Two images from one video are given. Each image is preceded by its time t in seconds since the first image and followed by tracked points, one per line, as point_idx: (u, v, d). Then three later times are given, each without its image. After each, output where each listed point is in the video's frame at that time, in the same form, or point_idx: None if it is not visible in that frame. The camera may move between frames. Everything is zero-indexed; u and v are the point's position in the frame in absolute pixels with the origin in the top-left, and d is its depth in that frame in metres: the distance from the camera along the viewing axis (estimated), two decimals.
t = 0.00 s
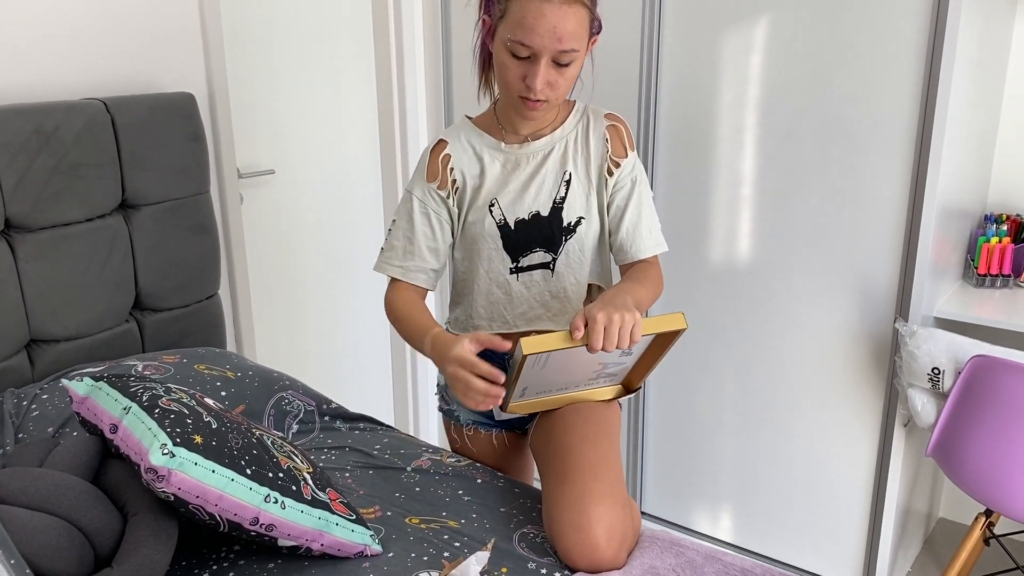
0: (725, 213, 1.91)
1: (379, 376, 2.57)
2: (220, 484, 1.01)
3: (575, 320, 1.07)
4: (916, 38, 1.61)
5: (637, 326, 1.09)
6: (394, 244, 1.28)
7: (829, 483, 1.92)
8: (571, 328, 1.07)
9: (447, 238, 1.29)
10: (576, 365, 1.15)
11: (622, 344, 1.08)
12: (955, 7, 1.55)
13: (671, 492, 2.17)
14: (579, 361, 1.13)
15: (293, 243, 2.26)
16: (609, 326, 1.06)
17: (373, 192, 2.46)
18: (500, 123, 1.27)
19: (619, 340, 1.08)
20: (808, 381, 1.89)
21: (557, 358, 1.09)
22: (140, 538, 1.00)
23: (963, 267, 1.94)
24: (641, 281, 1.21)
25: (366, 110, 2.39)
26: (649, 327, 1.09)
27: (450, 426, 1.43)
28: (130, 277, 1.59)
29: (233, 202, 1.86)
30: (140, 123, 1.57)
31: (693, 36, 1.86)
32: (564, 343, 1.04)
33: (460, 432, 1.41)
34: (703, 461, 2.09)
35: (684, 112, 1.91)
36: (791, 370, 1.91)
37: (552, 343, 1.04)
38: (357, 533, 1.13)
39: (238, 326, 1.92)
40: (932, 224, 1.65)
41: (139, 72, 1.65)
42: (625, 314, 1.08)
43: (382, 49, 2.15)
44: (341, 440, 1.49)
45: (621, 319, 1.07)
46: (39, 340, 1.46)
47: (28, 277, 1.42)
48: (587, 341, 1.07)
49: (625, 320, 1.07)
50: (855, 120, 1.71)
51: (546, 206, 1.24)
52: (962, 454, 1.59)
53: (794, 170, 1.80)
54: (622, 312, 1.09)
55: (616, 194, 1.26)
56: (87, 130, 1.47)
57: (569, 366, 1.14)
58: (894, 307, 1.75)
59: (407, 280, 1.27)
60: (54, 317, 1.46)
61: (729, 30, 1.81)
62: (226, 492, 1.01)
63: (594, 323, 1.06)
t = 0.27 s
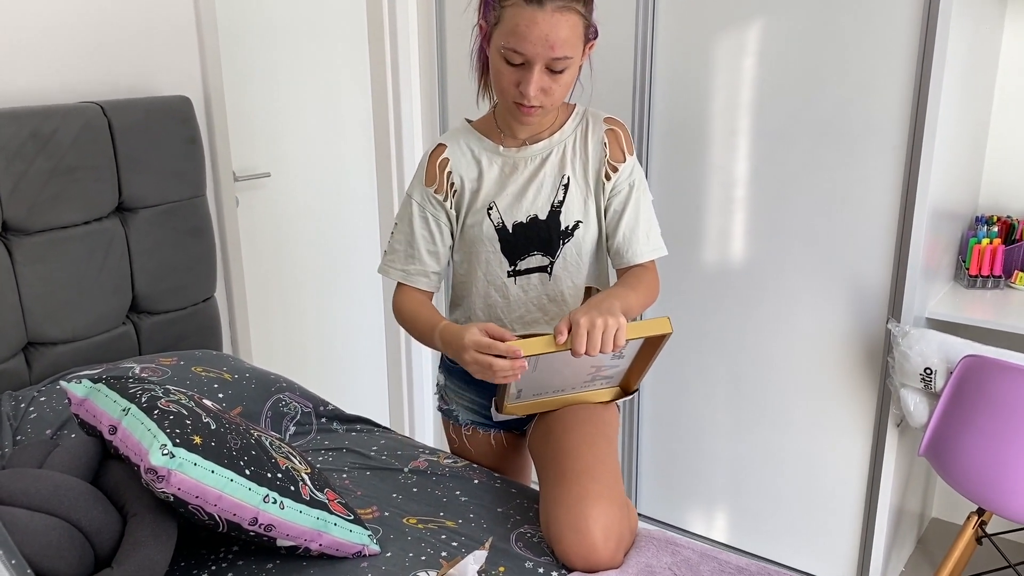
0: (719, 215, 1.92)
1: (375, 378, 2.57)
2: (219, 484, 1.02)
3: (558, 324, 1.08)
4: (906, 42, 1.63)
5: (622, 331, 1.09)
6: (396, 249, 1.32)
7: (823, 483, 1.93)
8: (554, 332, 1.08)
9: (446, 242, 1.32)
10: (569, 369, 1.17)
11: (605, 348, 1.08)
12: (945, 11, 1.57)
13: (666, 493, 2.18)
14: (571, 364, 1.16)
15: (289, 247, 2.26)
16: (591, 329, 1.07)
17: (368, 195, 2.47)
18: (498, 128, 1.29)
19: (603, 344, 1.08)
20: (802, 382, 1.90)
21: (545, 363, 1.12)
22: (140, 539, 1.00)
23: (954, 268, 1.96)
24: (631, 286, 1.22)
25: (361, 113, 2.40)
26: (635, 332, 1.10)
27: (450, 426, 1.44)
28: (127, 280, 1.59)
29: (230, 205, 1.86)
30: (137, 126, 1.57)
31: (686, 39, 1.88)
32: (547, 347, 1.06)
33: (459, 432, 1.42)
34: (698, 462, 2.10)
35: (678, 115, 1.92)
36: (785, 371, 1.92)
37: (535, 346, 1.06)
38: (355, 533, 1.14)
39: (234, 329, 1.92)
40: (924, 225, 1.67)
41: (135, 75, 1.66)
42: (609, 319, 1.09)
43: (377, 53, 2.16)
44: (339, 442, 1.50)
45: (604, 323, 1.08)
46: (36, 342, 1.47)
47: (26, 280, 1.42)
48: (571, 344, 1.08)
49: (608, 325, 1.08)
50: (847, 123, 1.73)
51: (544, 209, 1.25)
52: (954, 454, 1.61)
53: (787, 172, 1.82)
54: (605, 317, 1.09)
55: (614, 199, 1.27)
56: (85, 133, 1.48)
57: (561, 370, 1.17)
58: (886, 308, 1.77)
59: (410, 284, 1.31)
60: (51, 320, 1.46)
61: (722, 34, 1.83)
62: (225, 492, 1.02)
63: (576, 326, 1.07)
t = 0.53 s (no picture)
0: (713, 217, 1.94)
1: (371, 381, 2.58)
2: (221, 484, 1.03)
3: (561, 312, 1.10)
4: (898, 46, 1.65)
5: (624, 320, 1.11)
6: (403, 248, 1.34)
7: (817, 483, 1.95)
8: (558, 320, 1.10)
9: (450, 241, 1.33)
10: (571, 362, 1.20)
11: (608, 337, 1.10)
12: (936, 15, 1.59)
13: (662, 494, 2.19)
14: (572, 357, 1.18)
15: (286, 250, 2.27)
16: (595, 317, 1.09)
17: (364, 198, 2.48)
18: (501, 130, 1.31)
19: (605, 333, 1.10)
20: (796, 382, 1.92)
21: (547, 353, 1.15)
22: (142, 539, 1.01)
23: (946, 269, 1.98)
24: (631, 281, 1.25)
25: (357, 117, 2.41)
26: (637, 322, 1.12)
27: (449, 425, 1.45)
28: (126, 283, 1.60)
29: (227, 209, 1.87)
30: (135, 130, 1.58)
31: (680, 43, 1.89)
32: (552, 334, 1.08)
33: (458, 431, 1.43)
34: (694, 462, 2.11)
35: (672, 118, 1.94)
36: (780, 371, 1.94)
37: (541, 333, 1.08)
38: (355, 533, 1.14)
39: (232, 332, 1.93)
40: (916, 227, 1.69)
41: (133, 79, 1.66)
42: (612, 308, 1.11)
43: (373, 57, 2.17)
44: (338, 443, 1.50)
45: (607, 312, 1.10)
46: (36, 345, 1.47)
47: (25, 282, 1.43)
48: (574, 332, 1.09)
49: (611, 314, 1.10)
50: (839, 126, 1.75)
51: (545, 209, 1.27)
52: (947, 452, 1.62)
53: (781, 175, 1.83)
54: (609, 306, 1.11)
55: (614, 200, 1.29)
56: (83, 137, 1.49)
57: (562, 363, 1.19)
58: (879, 309, 1.78)
59: (417, 283, 1.33)
60: (50, 323, 1.47)
61: (716, 38, 1.85)
62: (227, 492, 1.03)
63: (581, 314, 1.09)
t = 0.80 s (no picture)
0: (707, 220, 1.96)
1: (367, 383, 2.59)
2: (223, 483, 1.04)
3: (564, 298, 1.15)
4: (888, 50, 1.68)
5: (625, 308, 1.15)
6: (404, 245, 1.39)
7: (811, 482, 1.97)
8: (560, 305, 1.14)
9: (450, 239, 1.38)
10: (571, 354, 1.26)
11: (609, 324, 1.15)
12: (925, 19, 1.62)
13: (657, 494, 2.21)
14: (572, 348, 1.24)
15: (283, 252, 2.28)
16: (596, 303, 1.14)
17: (360, 201, 2.49)
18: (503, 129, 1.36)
19: (606, 319, 1.15)
20: (790, 382, 1.94)
21: (548, 341, 1.22)
22: (146, 539, 1.02)
23: (937, 270, 2.00)
24: (632, 275, 1.31)
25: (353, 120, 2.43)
26: (637, 312, 1.16)
27: (449, 423, 1.47)
28: (125, 286, 1.61)
29: (225, 211, 1.88)
30: (134, 133, 1.59)
31: (673, 47, 1.92)
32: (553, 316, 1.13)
33: (458, 428, 1.45)
34: (689, 462, 2.13)
35: (666, 121, 1.96)
36: (773, 371, 1.96)
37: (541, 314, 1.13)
38: (355, 531, 1.16)
39: (229, 334, 1.94)
40: (908, 228, 1.71)
41: (132, 83, 1.67)
42: (613, 296, 1.15)
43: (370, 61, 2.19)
44: (336, 443, 1.51)
45: (608, 299, 1.14)
46: (36, 347, 1.48)
47: (25, 285, 1.43)
48: (576, 317, 1.14)
49: (613, 301, 1.14)
50: (831, 129, 1.77)
51: (545, 207, 1.32)
52: (939, 450, 1.65)
53: (774, 177, 1.86)
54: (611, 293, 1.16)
55: (612, 200, 1.34)
56: (83, 140, 1.50)
57: (563, 355, 1.26)
58: (871, 310, 1.81)
59: (420, 280, 1.38)
60: (50, 325, 1.48)
61: (709, 42, 1.87)
62: (229, 490, 1.04)
63: (582, 299, 1.14)
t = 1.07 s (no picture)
0: (700, 223, 1.98)
1: (364, 385, 2.61)
2: (228, 483, 1.06)
3: (555, 292, 1.18)
4: (878, 55, 1.71)
5: (615, 300, 1.18)
6: (405, 245, 1.42)
7: (804, 481, 1.99)
8: (552, 299, 1.17)
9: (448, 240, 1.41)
10: (565, 353, 1.29)
11: (599, 316, 1.17)
12: (913, 25, 1.65)
13: (652, 494, 2.23)
14: (566, 347, 1.28)
15: (280, 256, 2.30)
16: (586, 297, 1.16)
17: (357, 206, 2.51)
18: (502, 133, 1.38)
19: (597, 311, 1.17)
20: (783, 383, 1.97)
21: (542, 339, 1.25)
22: (152, 538, 1.04)
23: (926, 272, 2.04)
24: (627, 275, 1.34)
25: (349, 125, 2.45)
26: (627, 304, 1.19)
27: (448, 422, 1.51)
28: (125, 290, 1.62)
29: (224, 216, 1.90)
30: (135, 138, 1.61)
31: (666, 53, 1.95)
32: (545, 311, 1.16)
33: (457, 427, 1.48)
34: (683, 463, 2.16)
35: (660, 126, 1.99)
36: (766, 372, 1.99)
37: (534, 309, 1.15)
38: (356, 531, 1.17)
39: (228, 337, 1.95)
40: (897, 230, 1.74)
41: (132, 89, 1.69)
42: (603, 288, 1.18)
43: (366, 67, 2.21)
44: (336, 445, 1.53)
45: (599, 292, 1.17)
46: (37, 351, 1.49)
47: (28, 289, 1.45)
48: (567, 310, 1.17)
49: (603, 293, 1.17)
50: (822, 134, 1.80)
51: (544, 208, 1.34)
52: (929, 449, 1.68)
53: (765, 180, 1.88)
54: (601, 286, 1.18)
55: (609, 202, 1.37)
56: (85, 145, 1.51)
57: (556, 354, 1.29)
58: (862, 311, 1.84)
59: (419, 279, 1.41)
60: (52, 329, 1.49)
61: (702, 48, 1.90)
62: (234, 490, 1.06)
63: (572, 293, 1.16)
